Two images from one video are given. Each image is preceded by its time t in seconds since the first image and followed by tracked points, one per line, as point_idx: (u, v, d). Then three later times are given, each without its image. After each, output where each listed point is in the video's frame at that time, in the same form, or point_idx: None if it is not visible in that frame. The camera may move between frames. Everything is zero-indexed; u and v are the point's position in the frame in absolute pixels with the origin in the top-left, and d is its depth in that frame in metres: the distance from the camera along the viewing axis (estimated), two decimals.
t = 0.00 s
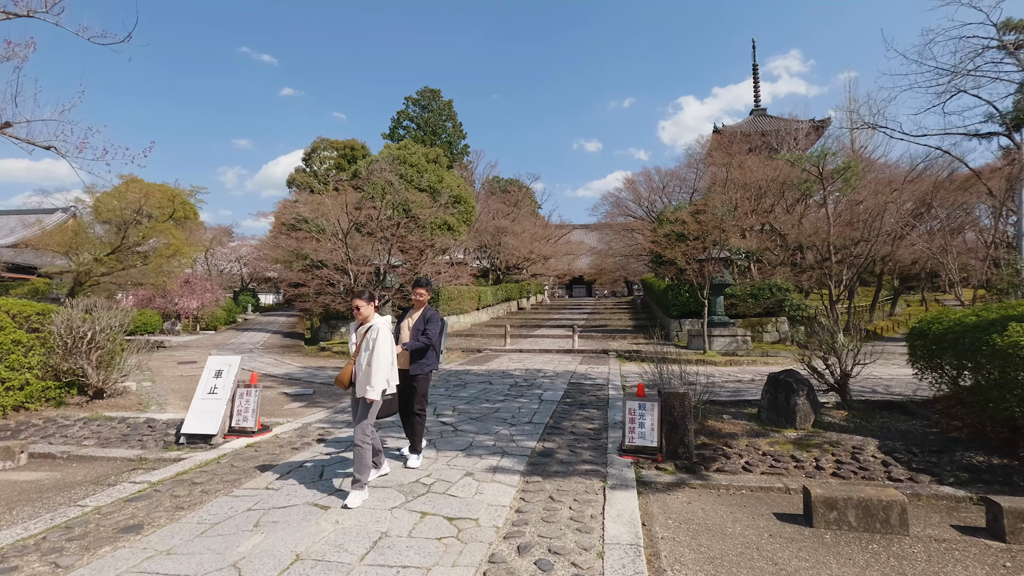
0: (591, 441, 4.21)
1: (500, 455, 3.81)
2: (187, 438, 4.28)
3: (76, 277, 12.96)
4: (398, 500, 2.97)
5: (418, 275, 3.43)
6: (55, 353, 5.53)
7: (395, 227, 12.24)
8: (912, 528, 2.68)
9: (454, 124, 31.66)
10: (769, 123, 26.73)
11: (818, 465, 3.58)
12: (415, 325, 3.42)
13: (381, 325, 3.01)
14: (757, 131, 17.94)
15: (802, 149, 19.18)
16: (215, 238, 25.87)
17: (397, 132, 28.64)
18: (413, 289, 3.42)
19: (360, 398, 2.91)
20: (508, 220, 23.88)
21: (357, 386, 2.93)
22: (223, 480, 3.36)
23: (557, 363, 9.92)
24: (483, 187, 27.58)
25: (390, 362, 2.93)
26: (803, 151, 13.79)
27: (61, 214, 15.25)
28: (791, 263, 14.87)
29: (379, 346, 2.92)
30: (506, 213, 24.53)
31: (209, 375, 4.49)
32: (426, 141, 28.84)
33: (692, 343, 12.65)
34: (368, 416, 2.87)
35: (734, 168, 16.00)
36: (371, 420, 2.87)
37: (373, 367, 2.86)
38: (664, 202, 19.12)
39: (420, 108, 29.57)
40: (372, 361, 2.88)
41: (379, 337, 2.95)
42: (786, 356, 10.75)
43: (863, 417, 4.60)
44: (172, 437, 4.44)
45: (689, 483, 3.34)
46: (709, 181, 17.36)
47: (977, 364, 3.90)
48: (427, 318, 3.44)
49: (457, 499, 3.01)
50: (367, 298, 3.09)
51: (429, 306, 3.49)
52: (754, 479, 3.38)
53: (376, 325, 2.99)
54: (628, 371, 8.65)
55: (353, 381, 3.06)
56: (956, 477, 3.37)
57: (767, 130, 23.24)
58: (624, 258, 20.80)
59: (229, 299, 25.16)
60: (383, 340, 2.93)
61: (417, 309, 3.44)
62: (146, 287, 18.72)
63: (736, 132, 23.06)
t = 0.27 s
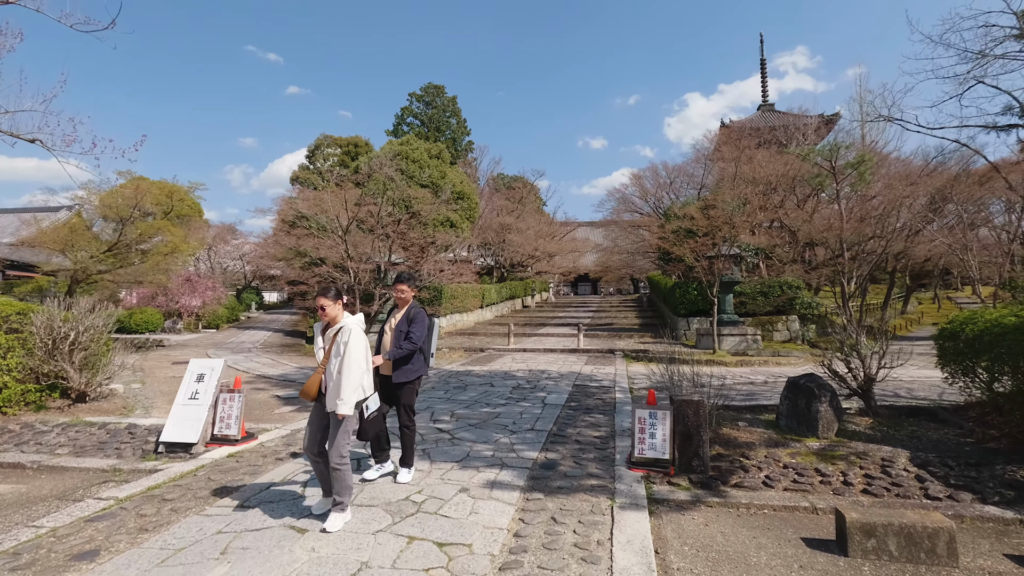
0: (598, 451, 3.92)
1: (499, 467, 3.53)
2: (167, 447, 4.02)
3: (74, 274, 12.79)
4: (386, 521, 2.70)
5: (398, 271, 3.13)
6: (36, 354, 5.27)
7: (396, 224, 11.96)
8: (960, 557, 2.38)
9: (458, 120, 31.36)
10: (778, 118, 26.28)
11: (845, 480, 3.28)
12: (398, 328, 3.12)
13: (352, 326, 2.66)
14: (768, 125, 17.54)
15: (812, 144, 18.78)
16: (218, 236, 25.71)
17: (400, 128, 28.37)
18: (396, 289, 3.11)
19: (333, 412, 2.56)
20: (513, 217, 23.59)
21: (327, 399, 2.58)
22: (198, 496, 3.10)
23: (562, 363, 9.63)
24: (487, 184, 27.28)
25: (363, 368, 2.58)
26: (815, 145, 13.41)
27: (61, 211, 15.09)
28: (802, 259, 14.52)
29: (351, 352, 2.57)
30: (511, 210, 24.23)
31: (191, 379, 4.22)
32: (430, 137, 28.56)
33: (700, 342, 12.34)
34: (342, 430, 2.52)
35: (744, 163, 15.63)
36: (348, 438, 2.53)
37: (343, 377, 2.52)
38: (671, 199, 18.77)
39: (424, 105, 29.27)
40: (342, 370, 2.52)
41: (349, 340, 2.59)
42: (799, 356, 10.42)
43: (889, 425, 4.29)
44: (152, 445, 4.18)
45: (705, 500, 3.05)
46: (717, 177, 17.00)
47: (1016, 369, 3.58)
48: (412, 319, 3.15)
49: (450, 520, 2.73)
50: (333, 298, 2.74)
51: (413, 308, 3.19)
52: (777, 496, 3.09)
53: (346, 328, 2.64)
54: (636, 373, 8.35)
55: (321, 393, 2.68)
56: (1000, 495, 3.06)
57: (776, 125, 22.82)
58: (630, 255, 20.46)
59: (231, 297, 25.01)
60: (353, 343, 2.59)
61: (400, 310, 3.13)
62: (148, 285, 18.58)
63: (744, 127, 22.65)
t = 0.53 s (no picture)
0: (608, 460, 3.65)
1: (502, 479, 3.26)
2: (148, 455, 3.77)
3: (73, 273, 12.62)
4: (374, 544, 2.43)
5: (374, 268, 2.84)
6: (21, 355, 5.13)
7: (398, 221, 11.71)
8: None
9: (462, 117, 31.08)
10: (786, 113, 25.87)
11: (880, 496, 3.00)
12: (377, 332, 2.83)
13: (319, 335, 2.33)
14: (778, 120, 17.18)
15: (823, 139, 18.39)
16: (221, 234, 25.58)
17: (404, 125, 28.12)
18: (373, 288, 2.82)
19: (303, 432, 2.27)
20: (517, 214, 23.30)
21: (293, 421, 2.25)
22: (173, 512, 2.84)
23: (567, 363, 9.36)
24: (492, 182, 27.00)
25: (335, 382, 2.30)
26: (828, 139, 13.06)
27: (61, 209, 14.94)
28: (814, 257, 14.18)
29: (318, 364, 2.27)
30: (515, 208, 23.96)
31: (174, 382, 3.97)
32: (434, 134, 28.29)
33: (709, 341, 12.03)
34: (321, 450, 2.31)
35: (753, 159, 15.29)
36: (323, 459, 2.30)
37: (315, 394, 2.23)
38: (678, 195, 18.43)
39: (428, 102, 29.00)
40: (316, 388, 2.23)
41: (317, 351, 2.29)
42: (812, 356, 10.10)
43: (921, 433, 3.99)
44: (134, 453, 3.94)
45: (728, 519, 2.76)
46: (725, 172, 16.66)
47: None
48: (394, 322, 2.87)
49: (446, 542, 2.46)
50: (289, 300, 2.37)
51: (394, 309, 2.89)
52: (806, 514, 2.81)
53: (309, 336, 2.31)
54: (644, 373, 8.07)
55: (279, 414, 2.30)
56: None
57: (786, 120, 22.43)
58: (636, 253, 20.15)
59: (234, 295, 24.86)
60: (321, 355, 2.29)
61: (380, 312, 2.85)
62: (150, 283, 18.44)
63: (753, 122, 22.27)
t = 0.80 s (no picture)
0: (619, 474, 3.37)
1: (502, 496, 2.98)
2: (123, 467, 3.51)
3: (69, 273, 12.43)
4: None
5: (344, 261, 2.55)
6: None
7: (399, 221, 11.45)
8: None
9: (466, 118, 30.86)
10: (793, 112, 25.57)
11: (924, 518, 2.70)
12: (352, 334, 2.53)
13: (264, 343, 2.05)
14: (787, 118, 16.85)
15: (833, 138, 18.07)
16: (223, 235, 25.41)
17: (407, 126, 27.91)
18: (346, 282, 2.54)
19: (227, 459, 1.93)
20: (521, 215, 23.05)
21: (218, 442, 1.91)
22: (139, 534, 2.57)
23: (572, 366, 9.07)
24: (496, 182, 26.75)
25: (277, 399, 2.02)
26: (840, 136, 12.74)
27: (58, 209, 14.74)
28: (825, 257, 13.85)
29: (259, 376, 1.99)
30: (519, 208, 23.69)
31: (154, 389, 3.73)
32: (437, 135, 28.06)
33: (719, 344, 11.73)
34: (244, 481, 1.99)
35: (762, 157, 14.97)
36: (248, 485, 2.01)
37: (254, 412, 1.93)
38: (684, 195, 18.14)
39: (432, 102, 28.78)
40: (256, 404, 1.94)
41: (260, 361, 2.00)
42: (826, 359, 9.79)
43: (959, 444, 3.69)
44: (109, 465, 3.68)
45: (757, 542, 2.47)
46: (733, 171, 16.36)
47: None
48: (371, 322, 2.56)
49: (438, 572, 2.18)
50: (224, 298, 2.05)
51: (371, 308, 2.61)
52: (843, 538, 2.52)
53: (252, 341, 2.01)
54: (652, 377, 7.78)
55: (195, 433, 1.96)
56: None
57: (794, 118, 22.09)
58: (642, 254, 19.87)
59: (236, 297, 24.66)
60: (265, 366, 2.01)
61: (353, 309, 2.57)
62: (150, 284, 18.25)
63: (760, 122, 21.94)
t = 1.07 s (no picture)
0: (627, 495, 3.09)
1: (498, 522, 2.71)
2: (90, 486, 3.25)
3: (63, 277, 12.21)
4: None
5: (306, 260, 2.28)
6: None
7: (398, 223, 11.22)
8: None
9: (467, 121, 30.66)
10: (797, 114, 25.33)
11: (967, 548, 2.43)
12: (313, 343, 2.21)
13: (168, 366, 1.69)
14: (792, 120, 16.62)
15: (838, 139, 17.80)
16: (222, 238, 25.23)
17: (407, 129, 27.71)
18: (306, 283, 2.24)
19: (119, 514, 1.61)
20: (523, 218, 22.80)
21: (102, 493, 1.57)
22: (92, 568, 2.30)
23: (574, 372, 8.81)
24: (497, 185, 26.52)
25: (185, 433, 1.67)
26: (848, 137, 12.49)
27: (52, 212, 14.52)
28: (833, 260, 13.57)
29: (163, 407, 1.63)
30: (521, 211, 23.46)
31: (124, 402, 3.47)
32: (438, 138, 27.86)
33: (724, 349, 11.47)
34: (141, 538, 1.67)
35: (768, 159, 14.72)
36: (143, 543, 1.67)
37: (151, 454, 1.58)
38: (688, 198, 17.87)
39: (433, 105, 28.61)
40: (153, 445, 1.59)
41: (164, 390, 1.65)
42: (836, 364, 9.50)
43: (993, 462, 3.42)
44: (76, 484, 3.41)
45: None
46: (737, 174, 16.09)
47: None
48: (335, 329, 2.24)
49: None
50: (118, 309, 1.70)
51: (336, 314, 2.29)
52: (880, 573, 2.24)
53: (154, 365, 1.66)
54: (658, 384, 7.50)
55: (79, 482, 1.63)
56: None
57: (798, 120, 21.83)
58: (645, 257, 19.60)
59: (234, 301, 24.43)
60: (171, 395, 1.66)
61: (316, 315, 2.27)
62: (147, 288, 18.04)
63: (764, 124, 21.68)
